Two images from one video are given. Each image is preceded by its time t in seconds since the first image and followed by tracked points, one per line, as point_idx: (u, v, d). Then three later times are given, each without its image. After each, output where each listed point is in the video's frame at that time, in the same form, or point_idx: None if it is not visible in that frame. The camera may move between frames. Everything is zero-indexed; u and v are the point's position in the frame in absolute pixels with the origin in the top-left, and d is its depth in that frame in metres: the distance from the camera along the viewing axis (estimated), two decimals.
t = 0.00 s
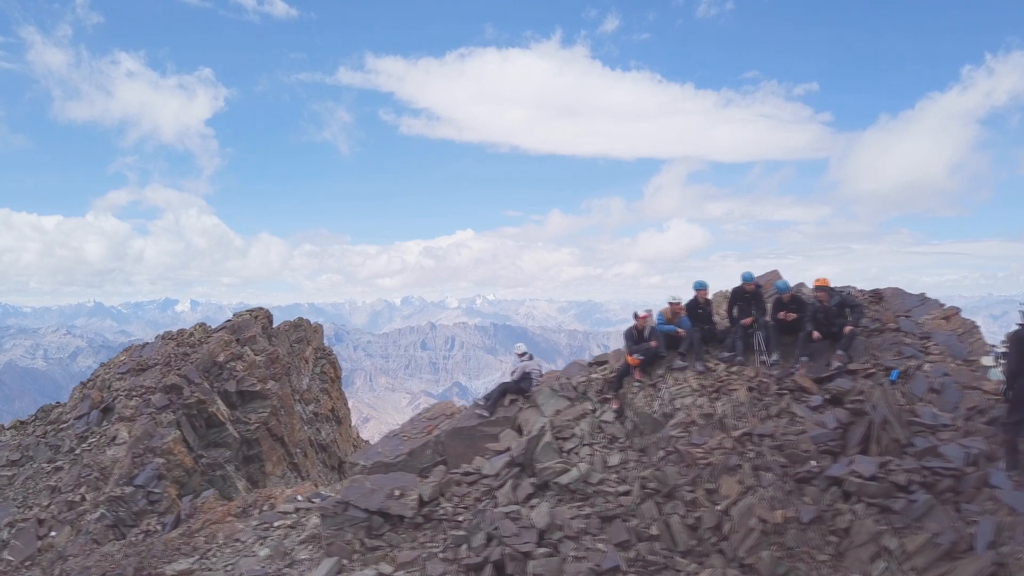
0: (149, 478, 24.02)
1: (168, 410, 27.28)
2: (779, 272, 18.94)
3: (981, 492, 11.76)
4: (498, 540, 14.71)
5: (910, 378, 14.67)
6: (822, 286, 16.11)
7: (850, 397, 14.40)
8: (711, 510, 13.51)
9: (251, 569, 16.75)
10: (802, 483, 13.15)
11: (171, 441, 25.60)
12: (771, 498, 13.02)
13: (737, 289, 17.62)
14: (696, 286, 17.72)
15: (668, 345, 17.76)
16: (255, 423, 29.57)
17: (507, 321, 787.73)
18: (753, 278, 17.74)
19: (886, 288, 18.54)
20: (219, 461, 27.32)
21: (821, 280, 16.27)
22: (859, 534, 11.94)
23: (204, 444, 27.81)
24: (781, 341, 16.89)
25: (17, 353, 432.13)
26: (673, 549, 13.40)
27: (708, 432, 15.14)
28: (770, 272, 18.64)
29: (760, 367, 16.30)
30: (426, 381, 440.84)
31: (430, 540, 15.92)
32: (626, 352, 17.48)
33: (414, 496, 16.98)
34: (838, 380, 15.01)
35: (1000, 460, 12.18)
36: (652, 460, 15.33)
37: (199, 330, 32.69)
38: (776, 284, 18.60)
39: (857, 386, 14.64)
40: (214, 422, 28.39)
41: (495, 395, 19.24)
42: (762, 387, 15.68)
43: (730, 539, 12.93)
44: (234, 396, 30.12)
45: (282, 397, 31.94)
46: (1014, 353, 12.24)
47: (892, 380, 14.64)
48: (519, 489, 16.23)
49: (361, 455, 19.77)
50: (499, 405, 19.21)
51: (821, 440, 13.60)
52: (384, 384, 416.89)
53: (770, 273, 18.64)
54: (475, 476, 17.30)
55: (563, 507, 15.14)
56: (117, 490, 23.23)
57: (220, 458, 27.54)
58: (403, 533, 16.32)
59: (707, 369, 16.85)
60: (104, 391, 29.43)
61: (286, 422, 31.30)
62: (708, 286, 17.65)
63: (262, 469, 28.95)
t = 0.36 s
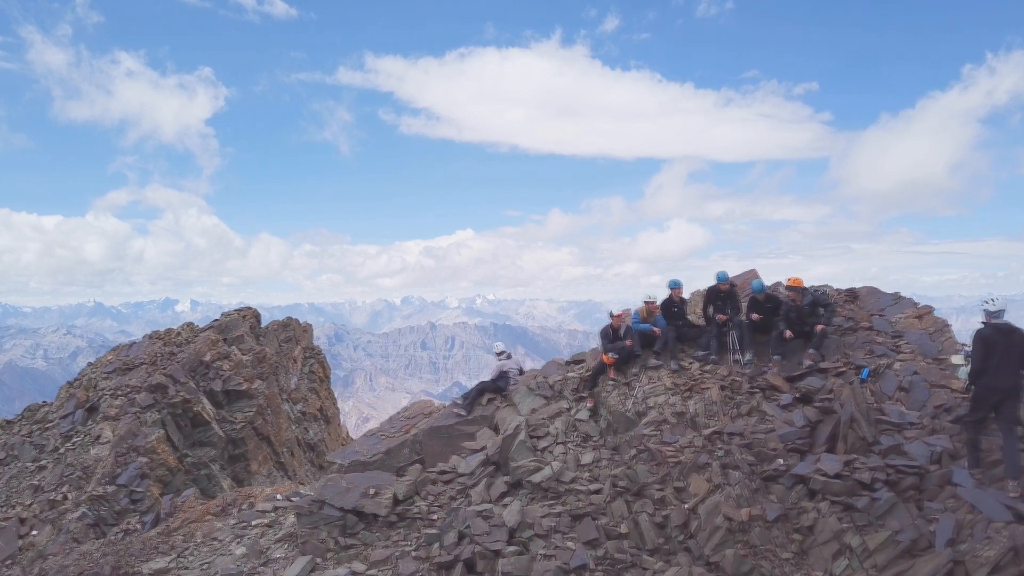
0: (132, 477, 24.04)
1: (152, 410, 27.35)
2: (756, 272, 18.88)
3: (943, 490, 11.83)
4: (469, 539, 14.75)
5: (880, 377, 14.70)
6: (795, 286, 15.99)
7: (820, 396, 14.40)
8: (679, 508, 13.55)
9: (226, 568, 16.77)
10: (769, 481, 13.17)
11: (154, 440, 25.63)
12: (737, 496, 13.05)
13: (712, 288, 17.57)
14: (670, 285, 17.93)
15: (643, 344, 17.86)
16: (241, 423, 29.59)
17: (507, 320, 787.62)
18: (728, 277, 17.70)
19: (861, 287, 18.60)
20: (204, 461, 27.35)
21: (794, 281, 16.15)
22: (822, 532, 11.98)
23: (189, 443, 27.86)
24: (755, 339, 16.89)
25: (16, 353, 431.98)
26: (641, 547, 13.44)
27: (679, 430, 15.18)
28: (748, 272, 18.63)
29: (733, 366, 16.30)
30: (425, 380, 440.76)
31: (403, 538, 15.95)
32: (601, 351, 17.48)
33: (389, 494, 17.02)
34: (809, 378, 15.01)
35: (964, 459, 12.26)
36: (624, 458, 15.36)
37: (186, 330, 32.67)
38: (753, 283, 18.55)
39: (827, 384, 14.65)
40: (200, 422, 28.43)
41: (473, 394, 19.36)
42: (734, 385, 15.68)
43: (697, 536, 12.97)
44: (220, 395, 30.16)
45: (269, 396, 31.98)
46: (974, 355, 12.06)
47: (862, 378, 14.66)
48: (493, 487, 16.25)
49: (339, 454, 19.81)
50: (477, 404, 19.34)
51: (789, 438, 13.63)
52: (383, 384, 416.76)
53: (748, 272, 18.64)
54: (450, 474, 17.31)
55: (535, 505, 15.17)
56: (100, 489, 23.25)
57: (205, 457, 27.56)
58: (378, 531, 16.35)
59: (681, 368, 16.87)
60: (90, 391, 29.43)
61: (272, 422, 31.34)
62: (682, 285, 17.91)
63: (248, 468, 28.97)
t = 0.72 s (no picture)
0: (113, 475, 24.07)
1: (135, 408, 27.39)
2: (730, 271, 18.75)
3: (903, 487, 11.88)
4: (437, 536, 14.77)
5: (848, 374, 14.70)
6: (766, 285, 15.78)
7: (786, 393, 14.42)
8: (643, 505, 13.57)
9: (198, 565, 16.80)
10: (733, 478, 13.19)
11: (135, 438, 25.64)
12: (700, 494, 13.07)
13: (684, 287, 17.47)
14: (643, 282, 17.96)
15: (615, 341, 17.82)
16: (225, 422, 29.61)
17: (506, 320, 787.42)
18: (700, 275, 17.58)
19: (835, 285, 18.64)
20: (187, 459, 27.37)
21: (764, 279, 15.92)
22: (782, 529, 12.00)
23: (173, 441, 27.91)
24: (727, 337, 16.87)
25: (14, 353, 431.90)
26: (606, 545, 13.46)
27: (648, 428, 15.21)
28: (722, 270, 18.59)
29: (704, 364, 16.33)
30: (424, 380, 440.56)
31: (374, 536, 15.98)
32: (574, 348, 17.50)
33: (361, 492, 17.07)
34: (777, 376, 15.01)
35: (924, 456, 12.30)
36: (593, 456, 15.38)
37: (171, 328, 32.66)
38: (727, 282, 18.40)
39: (795, 382, 14.64)
40: (183, 420, 28.47)
41: (448, 392, 19.36)
42: (704, 383, 15.69)
43: (660, 534, 12.99)
44: (204, 394, 30.19)
45: (254, 395, 32.02)
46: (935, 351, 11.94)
47: (830, 376, 14.66)
48: (464, 485, 16.25)
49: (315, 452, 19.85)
50: (452, 402, 19.33)
51: (754, 436, 13.65)
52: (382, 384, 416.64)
53: (721, 271, 18.59)
54: (423, 472, 17.33)
55: (504, 503, 15.19)
56: (80, 487, 23.27)
57: (188, 455, 27.58)
58: (349, 529, 16.36)
59: (652, 366, 16.91)
60: (74, 389, 29.44)
61: (257, 420, 31.36)
62: (654, 283, 17.90)
63: (231, 467, 28.96)
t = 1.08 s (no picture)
0: (93, 474, 24.05)
1: (117, 407, 27.39)
2: (705, 269, 18.64)
3: (862, 484, 11.88)
4: (405, 534, 14.78)
5: (815, 372, 14.69)
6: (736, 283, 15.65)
7: (753, 391, 14.41)
8: (608, 503, 13.57)
9: (169, 564, 16.79)
10: (697, 476, 13.18)
11: (117, 437, 25.63)
12: (664, 492, 13.07)
13: (657, 283, 17.38)
14: (617, 281, 18.02)
15: (588, 340, 17.82)
16: (208, 421, 29.59)
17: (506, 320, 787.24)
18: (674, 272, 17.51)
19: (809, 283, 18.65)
20: (170, 458, 27.37)
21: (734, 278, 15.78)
22: (742, 526, 12.00)
23: (155, 440, 27.92)
24: (698, 335, 16.86)
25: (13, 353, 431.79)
26: (571, 543, 13.46)
27: (617, 426, 15.22)
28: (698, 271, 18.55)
29: (674, 362, 16.35)
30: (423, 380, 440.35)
31: (344, 534, 15.98)
32: (547, 346, 17.50)
33: (332, 491, 17.07)
34: (745, 374, 15.00)
35: (885, 454, 12.31)
36: (562, 454, 15.39)
37: (156, 327, 32.61)
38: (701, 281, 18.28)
39: (762, 379, 14.64)
40: (166, 419, 28.47)
41: (422, 391, 19.35)
42: (673, 381, 15.70)
43: (624, 532, 12.99)
44: (188, 393, 30.20)
45: (240, 394, 32.03)
46: (896, 348, 11.83)
47: (797, 374, 14.66)
48: (434, 483, 16.24)
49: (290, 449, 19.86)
50: (427, 401, 19.33)
51: (719, 433, 13.64)
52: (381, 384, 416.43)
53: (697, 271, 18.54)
54: (395, 470, 17.32)
55: (473, 501, 15.19)
56: (59, 485, 23.26)
57: (171, 454, 27.59)
58: (319, 527, 16.38)
59: (624, 364, 16.93)
60: (57, 388, 29.44)
61: (242, 419, 31.36)
62: (628, 281, 18.00)
63: (215, 466, 28.96)
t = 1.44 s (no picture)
0: (74, 473, 24.00)
1: (101, 405, 27.37)
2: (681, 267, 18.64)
3: (824, 482, 11.88)
4: (375, 532, 14.77)
5: (785, 370, 14.66)
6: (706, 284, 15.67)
7: (721, 388, 14.41)
8: (575, 501, 13.57)
9: (142, 562, 16.78)
10: (662, 473, 13.18)
11: (98, 436, 25.59)
12: (629, 489, 13.08)
13: (630, 282, 17.55)
14: (591, 279, 18.04)
15: (562, 338, 17.79)
16: (193, 419, 29.58)
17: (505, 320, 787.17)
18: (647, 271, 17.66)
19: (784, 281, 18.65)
20: (153, 457, 27.36)
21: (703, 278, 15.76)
22: (704, 523, 12.00)
23: (139, 439, 27.91)
24: (672, 333, 16.86)
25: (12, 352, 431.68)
26: (537, 540, 13.45)
27: (587, 423, 15.21)
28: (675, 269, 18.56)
29: (647, 360, 16.37)
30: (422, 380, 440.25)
31: (316, 532, 15.98)
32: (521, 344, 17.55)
33: (305, 489, 17.06)
34: (715, 372, 14.99)
35: (848, 451, 12.31)
36: (533, 451, 15.38)
37: (142, 326, 32.55)
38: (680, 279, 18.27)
39: (731, 377, 14.63)
40: (150, 418, 28.45)
41: (398, 389, 19.34)
42: (644, 379, 15.72)
43: (589, 529, 12.99)
44: (173, 391, 30.19)
45: (225, 393, 32.02)
46: (859, 345, 11.82)
47: (766, 372, 14.65)
48: (406, 481, 16.23)
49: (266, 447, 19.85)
50: (403, 399, 19.32)
51: (686, 431, 13.63)
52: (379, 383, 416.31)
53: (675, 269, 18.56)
54: (369, 468, 17.31)
55: (443, 498, 15.18)
56: (39, 484, 23.22)
57: (155, 453, 27.60)
58: (292, 525, 16.38)
59: (596, 361, 16.95)
60: (41, 387, 29.40)
61: (227, 418, 31.35)
62: (602, 278, 17.98)
63: (199, 465, 28.98)
